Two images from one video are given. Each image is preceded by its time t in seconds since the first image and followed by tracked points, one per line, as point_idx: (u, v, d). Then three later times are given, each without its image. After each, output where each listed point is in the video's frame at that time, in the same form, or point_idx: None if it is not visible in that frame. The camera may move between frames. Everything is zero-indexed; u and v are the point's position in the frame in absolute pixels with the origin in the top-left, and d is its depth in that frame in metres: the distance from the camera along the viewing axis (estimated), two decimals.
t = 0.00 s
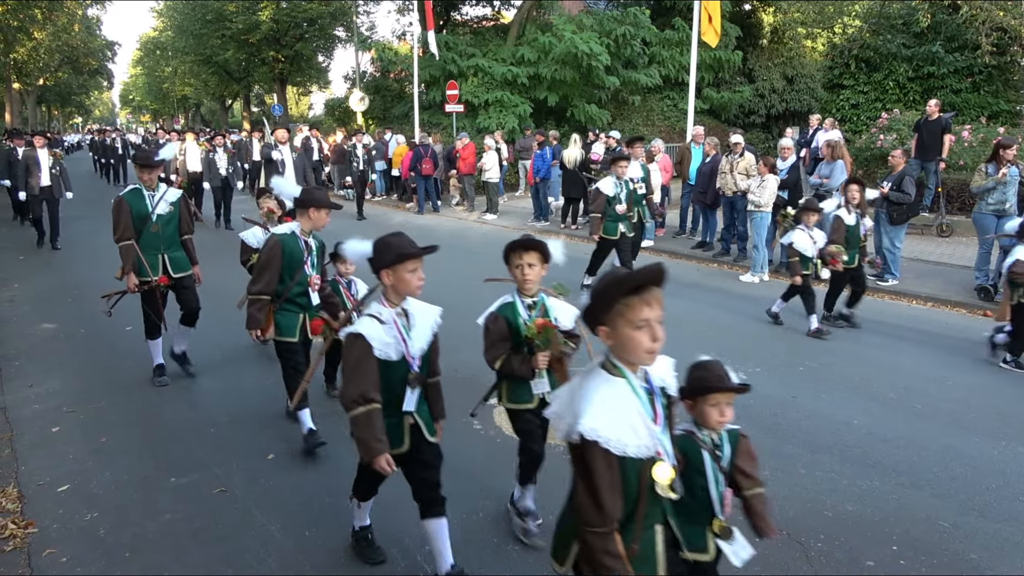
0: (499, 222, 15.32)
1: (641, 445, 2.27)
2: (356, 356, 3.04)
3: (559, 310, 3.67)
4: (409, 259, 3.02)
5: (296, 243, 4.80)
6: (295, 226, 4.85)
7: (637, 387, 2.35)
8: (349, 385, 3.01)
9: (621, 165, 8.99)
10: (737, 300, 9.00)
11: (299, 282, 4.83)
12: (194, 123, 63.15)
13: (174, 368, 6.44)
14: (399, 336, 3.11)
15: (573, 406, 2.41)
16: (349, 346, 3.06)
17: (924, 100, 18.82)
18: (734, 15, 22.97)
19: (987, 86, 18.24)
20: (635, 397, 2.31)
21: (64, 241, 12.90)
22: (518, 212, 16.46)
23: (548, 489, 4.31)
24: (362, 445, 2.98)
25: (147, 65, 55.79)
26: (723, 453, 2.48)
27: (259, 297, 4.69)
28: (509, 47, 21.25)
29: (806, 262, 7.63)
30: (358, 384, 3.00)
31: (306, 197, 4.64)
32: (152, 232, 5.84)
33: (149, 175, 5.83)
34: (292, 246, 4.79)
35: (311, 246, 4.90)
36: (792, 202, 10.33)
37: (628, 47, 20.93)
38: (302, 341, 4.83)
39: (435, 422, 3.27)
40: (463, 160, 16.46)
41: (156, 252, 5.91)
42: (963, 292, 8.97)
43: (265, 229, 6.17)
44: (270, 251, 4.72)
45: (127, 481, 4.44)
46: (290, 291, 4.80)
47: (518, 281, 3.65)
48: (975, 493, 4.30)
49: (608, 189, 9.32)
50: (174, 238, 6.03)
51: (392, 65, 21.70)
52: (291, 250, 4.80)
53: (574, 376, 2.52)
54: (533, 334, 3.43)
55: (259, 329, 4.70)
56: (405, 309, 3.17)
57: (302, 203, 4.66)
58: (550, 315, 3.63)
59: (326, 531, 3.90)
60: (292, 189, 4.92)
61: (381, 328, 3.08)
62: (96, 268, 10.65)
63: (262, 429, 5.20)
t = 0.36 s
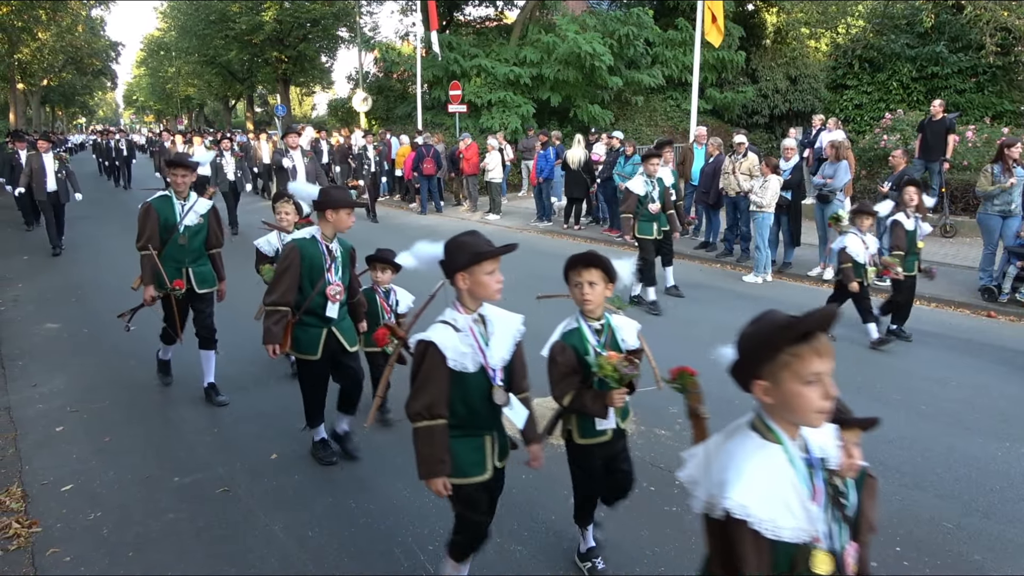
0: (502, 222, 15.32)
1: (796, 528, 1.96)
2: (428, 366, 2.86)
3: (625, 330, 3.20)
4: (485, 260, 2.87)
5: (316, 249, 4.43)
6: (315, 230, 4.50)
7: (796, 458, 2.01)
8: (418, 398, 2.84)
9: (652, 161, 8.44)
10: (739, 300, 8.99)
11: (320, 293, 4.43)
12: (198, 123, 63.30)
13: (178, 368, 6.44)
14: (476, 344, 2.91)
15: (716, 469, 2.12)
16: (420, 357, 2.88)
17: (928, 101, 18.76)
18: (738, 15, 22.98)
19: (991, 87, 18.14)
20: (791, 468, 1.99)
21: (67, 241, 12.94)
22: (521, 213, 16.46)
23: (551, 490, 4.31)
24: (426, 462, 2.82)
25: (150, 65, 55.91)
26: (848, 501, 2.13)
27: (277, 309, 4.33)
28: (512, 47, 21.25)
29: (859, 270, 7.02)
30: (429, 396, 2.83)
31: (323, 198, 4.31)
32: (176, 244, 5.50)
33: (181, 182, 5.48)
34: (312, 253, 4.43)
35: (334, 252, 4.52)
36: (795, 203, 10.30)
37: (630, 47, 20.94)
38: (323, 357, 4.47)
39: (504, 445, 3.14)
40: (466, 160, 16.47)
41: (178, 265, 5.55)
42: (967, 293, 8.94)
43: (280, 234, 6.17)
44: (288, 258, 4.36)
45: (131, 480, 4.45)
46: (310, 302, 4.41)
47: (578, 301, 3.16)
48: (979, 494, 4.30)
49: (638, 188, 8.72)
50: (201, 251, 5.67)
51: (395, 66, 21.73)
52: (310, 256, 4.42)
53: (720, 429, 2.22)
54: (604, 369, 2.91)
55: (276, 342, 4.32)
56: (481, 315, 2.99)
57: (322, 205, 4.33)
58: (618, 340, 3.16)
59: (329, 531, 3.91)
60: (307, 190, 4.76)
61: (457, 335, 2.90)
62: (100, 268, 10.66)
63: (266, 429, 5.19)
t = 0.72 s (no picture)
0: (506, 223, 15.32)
1: None
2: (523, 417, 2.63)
3: (716, 360, 3.07)
4: (580, 291, 2.67)
5: (360, 266, 3.98)
6: (356, 244, 4.03)
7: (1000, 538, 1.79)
8: (512, 453, 2.60)
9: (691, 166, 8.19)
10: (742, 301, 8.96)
11: (364, 314, 3.99)
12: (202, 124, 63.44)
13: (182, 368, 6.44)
14: (576, 391, 2.72)
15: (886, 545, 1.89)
16: (516, 407, 2.64)
17: (933, 101, 18.69)
18: (741, 15, 22.97)
19: (997, 86, 17.98)
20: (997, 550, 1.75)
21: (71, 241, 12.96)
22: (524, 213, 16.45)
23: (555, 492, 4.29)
24: (525, 527, 2.57)
25: (155, 66, 56.03)
26: None
27: (315, 333, 3.86)
28: (516, 47, 21.25)
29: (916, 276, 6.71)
30: (523, 455, 2.58)
31: (361, 208, 3.86)
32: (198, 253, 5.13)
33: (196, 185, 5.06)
34: (355, 271, 3.97)
35: (377, 270, 4.06)
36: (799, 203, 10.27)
37: (634, 47, 20.93)
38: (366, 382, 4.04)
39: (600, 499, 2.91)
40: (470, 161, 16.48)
41: (201, 272, 5.19)
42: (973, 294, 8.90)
43: (301, 241, 5.68)
44: (328, 277, 3.91)
45: (134, 480, 4.45)
46: (354, 325, 3.99)
47: (663, 328, 3.01)
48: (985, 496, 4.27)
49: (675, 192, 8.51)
50: (226, 257, 5.28)
51: (399, 66, 21.73)
52: (352, 271, 3.97)
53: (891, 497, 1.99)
54: (698, 402, 2.77)
55: (318, 369, 3.85)
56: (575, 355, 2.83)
57: (362, 215, 3.88)
58: (706, 370, 3.03)
59: (332, 531, 3.90)
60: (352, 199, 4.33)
61: (556, 382, 2.69)
62: (104, 268, 10.67)
63: (269, 429, 5.19)
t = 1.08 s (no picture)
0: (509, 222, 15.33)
1: None
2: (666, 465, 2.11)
3: (828, 404, 2.61)
4: (719, 322, 2.21)
5: (399, 281, 3.48)
6: (394, 258, 3.53)
7: None
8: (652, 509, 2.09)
9: (738, 170, 7.63)
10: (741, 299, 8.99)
11: (407, 335, 3.51)
12: (206, 123, 63.54)
13: (185, 368, 6.45)
14: (709, 437, 2.28)
15: None
16: (656, 455, 2.12)
17: (937, 100, 18.64)
18: (745, 14, 22.94)
19: (1002, 86, 17.96)
20: None
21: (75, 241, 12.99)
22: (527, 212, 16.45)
23: (558, 490, 4.29)
24: None
25: (159, 66, 56.11)
26: None
27: (353, 358, 3.42)
28: (519, 46, 21.23)
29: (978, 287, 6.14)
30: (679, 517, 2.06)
31: (399, 217, 3.43)
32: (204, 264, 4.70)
33: (205, 187, 4.65)
34: (394, 287, 3.47)
35: (420, 284, 3.55)
36: (803, 203, 10.25)
37: (638, 47, 20.89)
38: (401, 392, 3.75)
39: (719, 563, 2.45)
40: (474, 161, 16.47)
41: (210, 288, 4.73)
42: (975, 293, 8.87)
43: (332, 247, 5.47)
44: (364, 296, 3.43)
45: (138, 479, 4.45)
46: (397, 347, 3.50)
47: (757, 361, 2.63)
48: (992, 497, 4.24)
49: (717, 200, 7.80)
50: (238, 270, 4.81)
51: (402, 65, 21.73)
52: (391, 288, 3.47)
53: None
54: (782, 450, 2.32)
55: (359, 397, 3.42)
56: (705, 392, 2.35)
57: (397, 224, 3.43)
58: (813, 416, 2.59)
59: (336, 530, 3.90)
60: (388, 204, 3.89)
61: (693, 426, 2.22)
62: (107, 267, 10.69)
63: (272, 428, 5.20)
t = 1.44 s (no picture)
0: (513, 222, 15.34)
1: None
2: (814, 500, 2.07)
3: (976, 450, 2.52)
4: (914, 348, 2.02)
5: (457, 295, 3.04)
6: (449, 271, 3.11)
7: None
8: (791, 538, 2.11)
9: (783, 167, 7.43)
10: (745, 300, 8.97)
11: (465, 355, 3.07)
12: (212, 123, 63.68)
13: (189, 367, 6.45)
14: (896, 480, 2.10)
15: None
16: (806, 487, 2.08)
17: (943, 100, 18.58)
18: (751, 14, 22.90)
19: (1008, 85, 17.87)
20: None
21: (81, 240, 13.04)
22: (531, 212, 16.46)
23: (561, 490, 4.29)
24: None
25: (164, 65, 56.26)
26: None
27: (411, 389, 2.95)
28: (524, 46, 21.22)
29: None
30: (826, 559, 2.02)
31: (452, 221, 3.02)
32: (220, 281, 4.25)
33: (232, 195, 4.19)
34: (454, 304, 3.04)
35: (479, 299, 3.11)
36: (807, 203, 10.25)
37: (643, 46, 20.84)
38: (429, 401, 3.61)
39: None
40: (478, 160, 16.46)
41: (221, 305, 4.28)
42: (980, 293, 8.84)
43: (359, 258, 5.02)
44: (420, 314, 2.97)
45: (143, 478, 4.46)
46: (453, 369, 3.07)
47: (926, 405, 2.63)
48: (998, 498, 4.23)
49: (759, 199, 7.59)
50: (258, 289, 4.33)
51: (407, 65, 21.76)
52: (448, 305, 3.03)
53: None
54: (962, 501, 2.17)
55: (417, 433, 2.95)
56: (891, 427, 2.17)
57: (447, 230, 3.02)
58: (962, 460, 2.50)
59: (340, 529, 3.91)
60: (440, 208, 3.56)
61: (868, 463, 2.09)
62: (112, 266, 10.72)
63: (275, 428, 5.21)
